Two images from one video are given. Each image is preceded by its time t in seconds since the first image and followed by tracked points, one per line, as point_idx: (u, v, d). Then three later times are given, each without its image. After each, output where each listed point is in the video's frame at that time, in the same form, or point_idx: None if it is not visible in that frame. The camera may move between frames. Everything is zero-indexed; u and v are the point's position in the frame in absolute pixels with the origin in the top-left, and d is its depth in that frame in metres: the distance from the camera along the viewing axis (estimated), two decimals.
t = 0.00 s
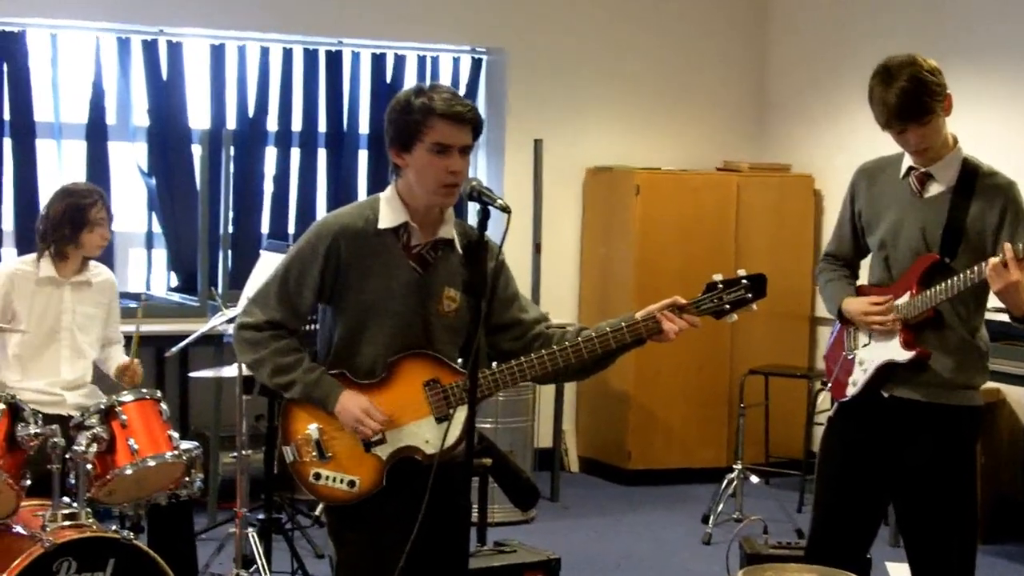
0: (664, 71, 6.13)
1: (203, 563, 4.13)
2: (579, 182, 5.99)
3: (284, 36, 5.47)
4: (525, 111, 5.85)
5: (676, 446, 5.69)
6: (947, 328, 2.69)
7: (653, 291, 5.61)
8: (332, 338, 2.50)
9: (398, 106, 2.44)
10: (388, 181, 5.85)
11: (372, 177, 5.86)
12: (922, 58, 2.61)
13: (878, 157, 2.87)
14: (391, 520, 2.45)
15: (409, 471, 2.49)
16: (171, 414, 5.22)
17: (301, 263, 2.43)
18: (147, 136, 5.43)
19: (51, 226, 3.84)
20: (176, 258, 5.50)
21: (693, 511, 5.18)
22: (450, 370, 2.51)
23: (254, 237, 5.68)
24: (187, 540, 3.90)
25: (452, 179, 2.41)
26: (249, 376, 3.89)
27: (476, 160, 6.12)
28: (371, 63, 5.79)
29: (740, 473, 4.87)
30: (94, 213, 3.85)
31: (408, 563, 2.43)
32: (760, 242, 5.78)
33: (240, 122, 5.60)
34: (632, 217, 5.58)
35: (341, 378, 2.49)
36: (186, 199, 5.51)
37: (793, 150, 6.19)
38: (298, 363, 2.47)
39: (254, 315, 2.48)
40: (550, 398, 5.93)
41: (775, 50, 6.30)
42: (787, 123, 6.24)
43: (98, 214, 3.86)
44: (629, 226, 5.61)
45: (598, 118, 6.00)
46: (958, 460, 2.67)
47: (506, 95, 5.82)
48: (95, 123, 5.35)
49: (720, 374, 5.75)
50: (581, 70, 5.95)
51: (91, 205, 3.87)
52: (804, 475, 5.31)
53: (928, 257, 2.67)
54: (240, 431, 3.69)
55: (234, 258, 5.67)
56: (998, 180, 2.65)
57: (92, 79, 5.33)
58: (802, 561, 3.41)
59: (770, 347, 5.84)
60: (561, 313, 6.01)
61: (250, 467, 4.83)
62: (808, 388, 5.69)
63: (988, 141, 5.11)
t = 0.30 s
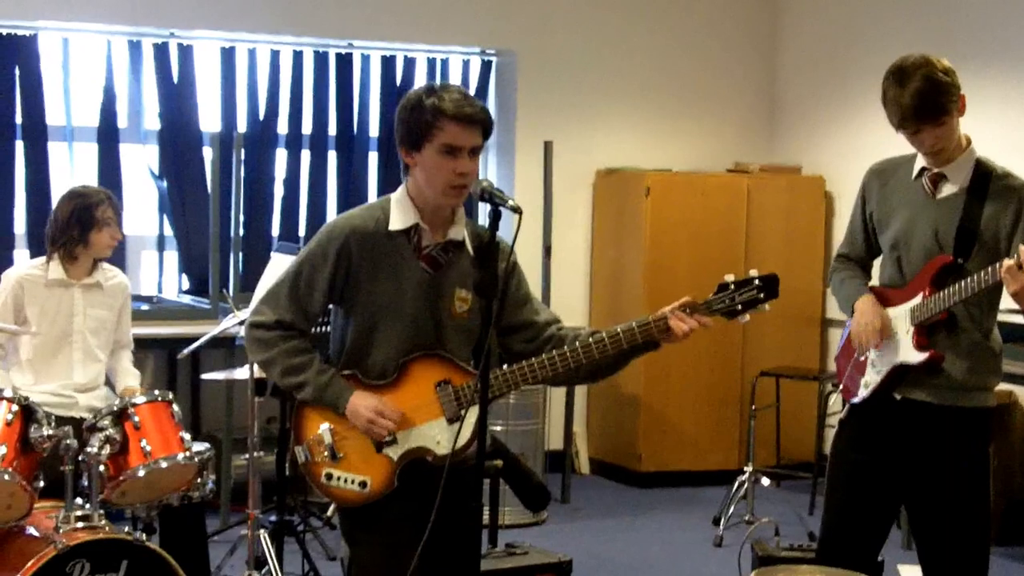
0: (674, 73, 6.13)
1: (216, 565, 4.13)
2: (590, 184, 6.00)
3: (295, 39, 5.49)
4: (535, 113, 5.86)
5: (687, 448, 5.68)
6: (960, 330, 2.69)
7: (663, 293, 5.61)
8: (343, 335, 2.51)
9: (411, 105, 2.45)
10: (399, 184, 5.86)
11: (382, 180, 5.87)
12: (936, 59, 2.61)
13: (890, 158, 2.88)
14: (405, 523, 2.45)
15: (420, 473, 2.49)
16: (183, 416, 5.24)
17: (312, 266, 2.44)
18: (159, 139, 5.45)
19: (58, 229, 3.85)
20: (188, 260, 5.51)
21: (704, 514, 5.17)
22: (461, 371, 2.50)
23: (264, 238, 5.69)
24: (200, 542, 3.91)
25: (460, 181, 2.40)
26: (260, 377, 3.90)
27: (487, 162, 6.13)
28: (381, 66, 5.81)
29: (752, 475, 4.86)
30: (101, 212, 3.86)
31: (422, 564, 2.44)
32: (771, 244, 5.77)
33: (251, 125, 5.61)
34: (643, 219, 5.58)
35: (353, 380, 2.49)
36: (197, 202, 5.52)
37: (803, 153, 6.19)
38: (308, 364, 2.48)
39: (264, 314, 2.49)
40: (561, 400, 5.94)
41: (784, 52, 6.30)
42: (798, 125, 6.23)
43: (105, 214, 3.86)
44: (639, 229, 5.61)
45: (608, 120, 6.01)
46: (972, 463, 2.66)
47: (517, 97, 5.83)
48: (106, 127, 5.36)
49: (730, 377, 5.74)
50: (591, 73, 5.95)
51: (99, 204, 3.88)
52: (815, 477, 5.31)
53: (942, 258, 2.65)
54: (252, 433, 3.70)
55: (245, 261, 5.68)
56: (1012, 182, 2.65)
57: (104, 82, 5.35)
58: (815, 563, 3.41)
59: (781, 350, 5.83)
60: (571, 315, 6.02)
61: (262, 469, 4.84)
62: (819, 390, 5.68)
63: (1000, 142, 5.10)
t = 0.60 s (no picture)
0: (683, 76, 6.14)
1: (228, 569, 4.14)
2: (599, 188, 6.00)
3: (306, 43, 5.51)
4: (545, 116, 5.87)
5: (697, 452, 5.68)
6: (974, 332, 2.70)
7: (673, 296, 5.61)
8: (360, 338, 2.50)
9: (419, 108, 2.45)
10: (409, 188, 5.87)
11: (392, 184, 5.88)
12: (949, 60, 2.61)
13: (902, 159, 2.87)
14: (421, 525, 2.45)
15: (434, 474, 2.49)
16: (194, 420, 5.24)
17: (323, 268, 2.45)
18: (170, 144, 5.46)
19: (64, 230, 3.84)
20: (198, 264, 5.52)
21: (716, 518, 5.17)
22: (475, 374, 2.51)
23: (275, 242, 5.69)
24: (213, 545, 3.91)
25: (471, 181, 2.41)
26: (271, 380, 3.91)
27: (496, 166, 6.13)
28: (391, 70, 5.82)
29: (763, 479, 4.86)
30: (104, 213, 3.82)
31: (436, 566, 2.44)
32: (781, 248, 5.77)
33: (261, 129, 5.62)
34: (653, 223, 5.59)
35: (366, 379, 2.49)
36: (208, 206, 5.53)
37: (813, 156, 6.19)
38: (321, 362, 2.48)
39: (277, 314, 2.50)
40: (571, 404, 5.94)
41: (794, 55, 6.31)
42: (808, 128, 6.23)
43: (108, 215, 3.82)
44: (649, 232, 5.61)
45: (618, 124, 6.01)
46: (988, 464, 2.66)
47: (526, 101, 5.83)
48: (117, 131, 5.38)
49: (740, 381, 5.73)
50: (601, 76, 5.96)
51: (101, 205, 3.83)
52: (826, 481, 5.30)
53: (956, 259, 2.66)
54: (264, 436, 3.70)
55: (255, 264, 5.68)
56: None
57: (115, 88, 5.36)
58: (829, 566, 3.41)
59: (792, 354, 5.82)
60: (581, 319, 6.02)
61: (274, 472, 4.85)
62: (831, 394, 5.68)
63: (1012, 144, 5.09)
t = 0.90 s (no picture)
0: (693, 80, 6.13)
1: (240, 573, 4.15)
2: (610, 191, 6.01)
3: (316, 48, 5.52)
4: (555, 121, 5.87)
5: (708, 456, 5.68)
6: (986, 336, 2.68)
7: (683, 301, 5.61)
8: (370, 344, 2.50)
9: (434, 112, 2.45)
10: (419, 192, 5.88)
11: (403, 188, 5.89)
12: (963, 63, 2.61)
13: (915, 162, 2.87)
14: (435, 531, 2.46)
15: (446, 479, 2.49)
16: (205, 425, 5.26)
17: (336, 272, 2.45)
18: (181, 148, 5.47)
19: (74, 237, 3.84)
20: (210, 269, 5.54)
21: (727, 522, 5.16)
22: (487, 379, 2.50)
23: (286, 246, 5.71)
24: (225, 549, 3.92)
25: (484, 187, 2.42)
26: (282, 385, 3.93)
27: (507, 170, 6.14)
28: (401, 75, 5.83)
29: (775, 483, 4.85)
30: (115, 220, 3.85)
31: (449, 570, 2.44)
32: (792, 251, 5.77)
33: (272, 133, 5.63)
34: (664, 226, 5.59)
35: (377, 385, 2.49)
36: (219, 211, 5.55)
37: (824, 159, 6.19)
38: (332, 367, 2.48)
39: (289, 318, 2.51)
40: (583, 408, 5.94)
41: (804, 58, 6.30)
42: (818, 132, 6.23)
43: (119, 222, 3.86)
44: (660, 236, 5.61)
45: (628, 127, 6.02)
46: (1001, 469, 2.65)
47: (537, 105, 5.84)
48: (128, 136, 5.39)
49: (751, 384, 5.73)
50: (611, 80, 5.96)
51: (112, 212, 3.86)
52: (838, 485, 5.29)
53: (969, 264, 2.65)
54: (276, 440, 3.71)
55: (266, 269, 5.70)
56: None
57: (126, 93, 5.38)
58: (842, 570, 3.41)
59: (802, 358, 5.82)
60: (591, 322, 6.02)
61: (286, 476, 4.86)
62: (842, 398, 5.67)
63: None
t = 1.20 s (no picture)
0: (706, 85, 6.12)
1: None
2: (623, 196, 5.99)
3: (328, 54, 5.53)
4: (567, 126, 5.86)
5: (721, 461, 5.66)
6: (999, 341, 2.65)
7: (696, 306, 5.59)
8: (381, 351, 2.50)
9: (445, 118, 2.45)
10: (431, 197, 5.88)
11: (415, 193, 5.89)
12: (974, 67, 2.59)
13: (928, 167, 2.86)
14: (446, 537, 2.44)
15: (458, 485, 2.48)
16: (218, 430, 5.26)
17: (348, 276, 2.45)
18: (194, 153, 5.48)
19: (86, 243, 3.84)
20: (222, 274, 5.55)
21: (741, 527, 5.14)
22: (499, 385, 2.50)
23: (298, 251, 5.71)
24: (237, 555, 3.92)
25: (496, 192, 2.40)
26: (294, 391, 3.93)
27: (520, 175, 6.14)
28: (413, 80, 5.84)
29: (788, 488, 4.83)
30: (128, 226, 3.84)
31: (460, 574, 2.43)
32: (806, 256, 5.75)
33: (284, 139, 5.64)
34: (676, 231, 5.57)
35: (390, 390, 2.48)
36: (231, 216, 5.55)
37: (837, 164, 6.17)
38: (345, 370, 2.48)
39: (301, 323, 2.50)
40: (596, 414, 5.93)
41: (817, 63, 6.28)
42: (832, 136, 6.21)
43: (132, 229, 3.85)
44: (673, 241, 5.60)
45: (640, 132, 6.00)
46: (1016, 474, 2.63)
47: (549, 110, 5.83)
48: (141, 141, 5.41)
49: (764, 389, 5.71)
50: (623, 84, 5.95)
51: (125, 219, 3.86)
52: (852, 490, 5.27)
53: (979, 269, 2.64)
54: (287, 446, 3.71)
55: (279, 274, 5.70)
56: None
57: (139, 99, 5.39)
58: None
59: (816, 362, 5.80)
60: (604, 327, 6.01)
61: (298, 482, 4.86)
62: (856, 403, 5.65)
63: None
